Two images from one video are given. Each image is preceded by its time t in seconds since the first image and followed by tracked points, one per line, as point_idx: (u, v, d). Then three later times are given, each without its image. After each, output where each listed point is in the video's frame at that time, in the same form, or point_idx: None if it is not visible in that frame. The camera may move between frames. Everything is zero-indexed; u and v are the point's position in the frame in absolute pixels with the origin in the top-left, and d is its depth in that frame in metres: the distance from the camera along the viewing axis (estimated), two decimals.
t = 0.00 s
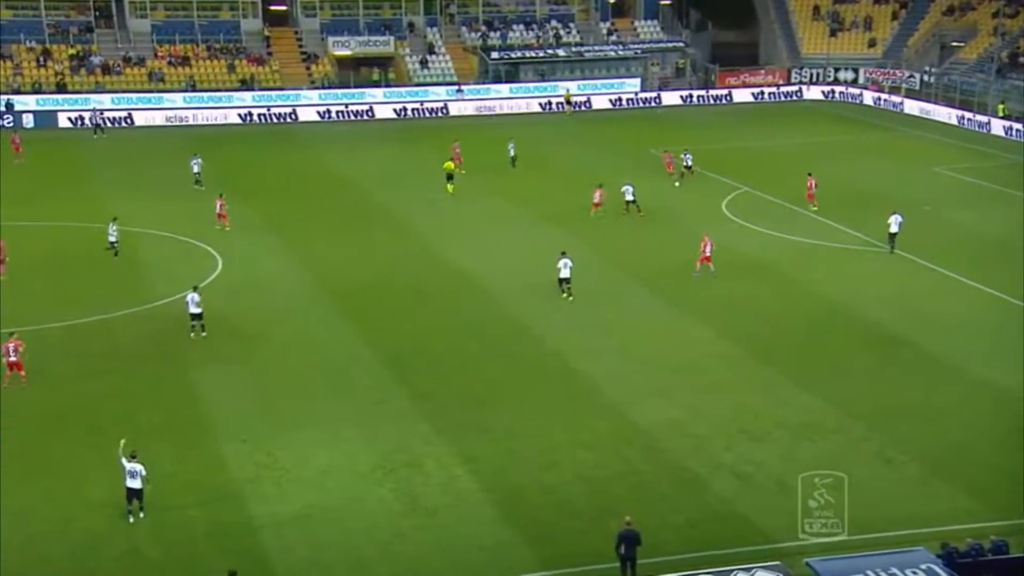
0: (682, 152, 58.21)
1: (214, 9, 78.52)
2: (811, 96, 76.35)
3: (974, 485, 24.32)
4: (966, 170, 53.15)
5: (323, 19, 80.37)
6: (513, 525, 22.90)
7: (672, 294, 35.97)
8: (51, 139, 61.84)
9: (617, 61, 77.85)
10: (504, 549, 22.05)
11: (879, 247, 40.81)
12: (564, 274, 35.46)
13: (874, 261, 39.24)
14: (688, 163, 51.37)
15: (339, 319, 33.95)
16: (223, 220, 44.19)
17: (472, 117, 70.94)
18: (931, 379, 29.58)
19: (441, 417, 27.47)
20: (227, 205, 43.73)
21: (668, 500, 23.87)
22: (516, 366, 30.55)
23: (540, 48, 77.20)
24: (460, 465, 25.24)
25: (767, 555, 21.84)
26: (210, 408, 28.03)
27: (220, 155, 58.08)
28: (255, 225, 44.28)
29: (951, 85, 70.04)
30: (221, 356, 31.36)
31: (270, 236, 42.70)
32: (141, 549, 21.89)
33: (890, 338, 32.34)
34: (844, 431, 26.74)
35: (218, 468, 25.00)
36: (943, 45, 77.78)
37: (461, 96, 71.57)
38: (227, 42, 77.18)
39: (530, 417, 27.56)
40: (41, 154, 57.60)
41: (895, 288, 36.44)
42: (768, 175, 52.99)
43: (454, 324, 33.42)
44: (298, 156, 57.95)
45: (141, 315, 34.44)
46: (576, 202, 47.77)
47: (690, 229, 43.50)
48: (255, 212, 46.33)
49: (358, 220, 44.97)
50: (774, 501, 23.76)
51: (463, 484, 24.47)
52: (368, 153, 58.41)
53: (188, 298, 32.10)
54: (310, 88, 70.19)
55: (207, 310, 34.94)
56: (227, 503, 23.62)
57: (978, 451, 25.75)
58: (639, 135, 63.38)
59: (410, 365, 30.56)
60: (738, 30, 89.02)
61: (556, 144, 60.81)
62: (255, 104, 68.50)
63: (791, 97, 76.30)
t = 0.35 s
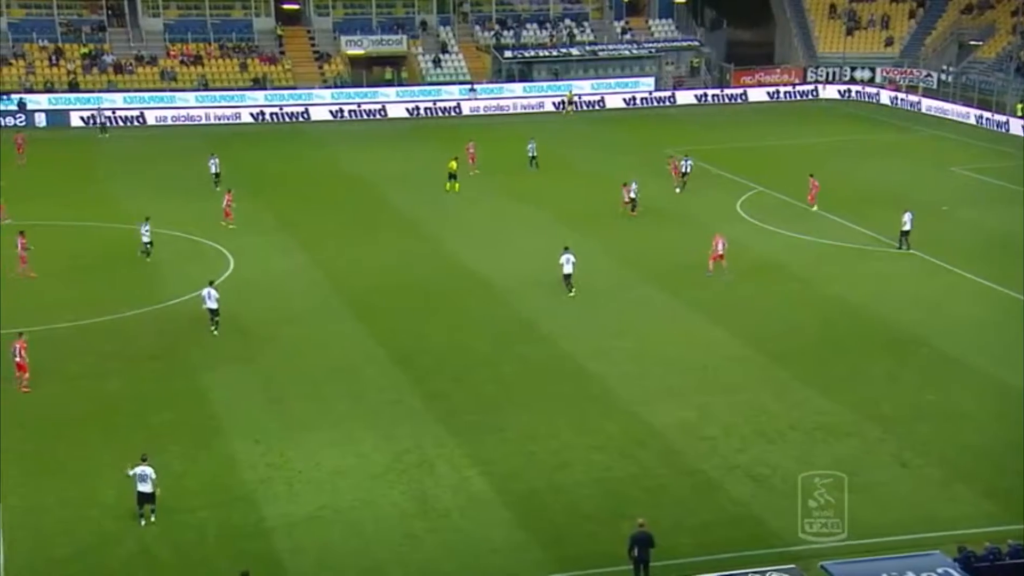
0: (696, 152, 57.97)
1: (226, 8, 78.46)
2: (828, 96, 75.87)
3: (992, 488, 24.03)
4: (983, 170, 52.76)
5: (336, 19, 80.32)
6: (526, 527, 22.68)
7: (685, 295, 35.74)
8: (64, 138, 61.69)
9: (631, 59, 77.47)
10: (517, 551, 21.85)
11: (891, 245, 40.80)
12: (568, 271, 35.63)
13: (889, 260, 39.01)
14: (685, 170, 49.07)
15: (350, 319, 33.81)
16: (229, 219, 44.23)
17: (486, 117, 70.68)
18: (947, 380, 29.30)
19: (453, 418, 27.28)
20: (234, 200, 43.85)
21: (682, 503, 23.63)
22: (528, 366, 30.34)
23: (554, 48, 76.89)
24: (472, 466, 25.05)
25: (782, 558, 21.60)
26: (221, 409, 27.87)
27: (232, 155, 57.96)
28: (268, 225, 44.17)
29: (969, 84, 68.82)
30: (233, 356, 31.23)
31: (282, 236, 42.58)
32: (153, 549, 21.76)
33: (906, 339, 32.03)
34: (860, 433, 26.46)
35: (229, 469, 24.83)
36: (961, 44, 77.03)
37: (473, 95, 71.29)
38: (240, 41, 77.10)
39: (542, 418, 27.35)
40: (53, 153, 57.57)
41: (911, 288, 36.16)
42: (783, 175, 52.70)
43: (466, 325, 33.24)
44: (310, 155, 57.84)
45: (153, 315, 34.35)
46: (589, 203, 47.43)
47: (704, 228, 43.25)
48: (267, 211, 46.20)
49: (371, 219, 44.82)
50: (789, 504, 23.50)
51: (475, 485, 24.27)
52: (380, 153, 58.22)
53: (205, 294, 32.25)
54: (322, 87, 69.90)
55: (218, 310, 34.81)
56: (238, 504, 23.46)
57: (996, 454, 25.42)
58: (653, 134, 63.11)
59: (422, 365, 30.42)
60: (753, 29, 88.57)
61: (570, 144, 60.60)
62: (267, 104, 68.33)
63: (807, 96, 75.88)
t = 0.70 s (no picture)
0: (702, 152, 57.82)
1: (231, 7, 78.38)
2: (835, 96, 75.66)
3: (1000, 490, 23.85)
4: (991, 170, 52.54)
5: (341, 18, 80.23)
6: (531, 528, 22.54)
7: (691, 295, 35.59)
8: (69, 138, 61.66)
9: (637, 59, 77.24)
10: (521, 553, 21.70)
11: (897, 245, 40.66)
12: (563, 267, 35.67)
13: (896, 261, 38.85)
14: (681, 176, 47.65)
15: (355, 320, 33.69)
16: (227, 217, 44.20)
17: (491, 117, 70.51)
18: (954, 381, 29.13)
19: (458, 419, 27.14)
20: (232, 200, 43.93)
21: (688, 504, 23.47)
22: (533, 367, 30.19)
23: (560, 48, 76.75)
24: (477, 468, 24.91)
25: (789, 561, 21.43)
26: (225, 409, 27.75)
27: (237, 155, 57.84)
28: (273, 225, 44.05)
29: (977, 84, 68.63)
30: (237, 356, 31.12)
31: (287, 236, 42.47)
32: (156, 550, 21.63)
33: (912, 340, 31.85)
34: (868, 434, 26.28)
35: (232, 470, 24.70)
36: (970, 43, 76.82)
37: (479, 95, 71.16)
38: (245, 41, 77.00)
39: (548, 419, 27.20)
40: (58, 153, 57.48)
41: (918, 288, 36.00)
42: (789, 175, 52.54)
43: (471, 325, 33.10)
44: (314, 155, 57.71)
45: (157, 315, 34.26)
46: (595, 203, 47.22)
47: (710, 229, 43.09)
48: (272, 211, 46.10)
49: (377, 220, 44.70)
50: (795, 507, 23.33)
51: (480, 487, 24.12)
52: (386, 153, 58.05)
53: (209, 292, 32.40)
54: (328, 87, 69.73)
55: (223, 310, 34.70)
56: (242, 505, 23.32)
57: (1004, 456, 25.24)
58: (659, 134, 62.93)
59: (427, 365, 30.29)
60: (759, 28, 88.28)
61: (576, 144, 60.47)
62: (272, 103, 68.22)
63: (815, 96, 75.65)
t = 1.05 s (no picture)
0: (700, 152, 57.77)
1: (228, 7, 78.16)
2: (832, 96, 75.65)
3: (999, 490, 23.80)
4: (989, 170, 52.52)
5: (337, 18, 80.08)
6: (530, 529, 22.45)
7: (690, 295, 35.54)
8: (65, 138, 61.49)
9: (634, 59, 77.13)
10: (520, 555, 21.61)
11: (895, 245, 40.60)
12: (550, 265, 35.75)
13: (894, 261, 38.81)
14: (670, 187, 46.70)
15: (353, 320, 33.59)
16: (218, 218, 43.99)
17: (489, 116, 70.40)
18: (953, 381, 29.08)
19: (456, 420, 27.06)
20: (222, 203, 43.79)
21: (687, 505, 23.40)
22: (531, 367, 30.11)
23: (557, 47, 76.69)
24: (475, 468, 24.83)
25: (789, 561, 21.36)
26: (223, 410, 27.66)
27: (234, 155, 57.69)
28: (271, 225, 43.97)
29: (975, 83, 68.73)
30: (235, 357, 31.02)
31: (285, 236, 42.37)
32: (154, 552, 21.53)
33: (911, 340, 31.80)
34: (867, 435, 26.23)
35: (230, 471, 24.59)
36: (967, 43, 77.25)
37: (476, 95, 71.08)
38: (242, 41, 76.87)
39: (546, 419, 27.12)
40: (54, 154, 57.32)
41: (916, 289, 35.96)
42: (787, 174, 52.51)
43: (470, 326, 33.02)
44: (311, 155, 57.59)
45: (155, 316, 34.17)
46: (593, 203, 47.14)
47: (709, 229, 43.04)
48: (269, 212, 46.01)
49: (375, 220, 44.63)
50: (794, 507, 23.26)
51: (479, 487, 24.04)
52: (383, 153, 57.95)
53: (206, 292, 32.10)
54: (325, 87, 69.66)
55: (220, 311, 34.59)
56: (240, 506, 23.22)
57: (1003, 456, 25.19)
58: (657, 134, 62.85)
59: (425, 366, 30.22)
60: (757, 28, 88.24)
61: (574, 143, 60.40)
62: (268, 103, 68.24)
63: (813, 96, 75.64)
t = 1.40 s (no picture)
0: (692, 152, 57.78)
1: (219, 6, 77.98)
2: (824, 96, 75.74)
3: (990, 490, 23.83)
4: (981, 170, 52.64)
5: (329, 17, 79.94)
6: (522, 530, 22.42)
7: (682, 295, 35.54)
8: (56, 138, 61.26)
9: (626, 58, 77.15)
10: (512, 555, 21.58)
11: (888, 246, 40.61)
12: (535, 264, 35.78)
13: (887, 261, 38.83)
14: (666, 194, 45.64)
15: (345, 321, 33.52)
16: (208, 219, 43.74)
17: (481, 116, 70.31)
18: (945, 381, 29.12)
19: (449, 420, 27.02)
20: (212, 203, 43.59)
21: (680, 505, 23.39)
22: (524, 367, 30.10)
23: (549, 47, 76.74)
24: (468, 468, 24.79)
25: (781, 561, 21.36)
26: (214, 410, 27.59)
27: (226, 155, 57.54)
28: (262, 225, 43.89)
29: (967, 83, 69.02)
30: (227, 357, 30.95)
31: (277, 236, 42.27)
32: (145, 553, 21.44)
33: (903, 340, 31.83)
34: (858, 434, 26.25)
35: (222, 472, 24.51)
36: (959, 43, 77.58)
37: (468, 95, 70.97)
38: (233, 41, 76.68)
39: (539, 420, 27.08)
40: (45, 154, 57.11)
41: (908, 288, 35.99)
42: (779, 174, 52.58)
43: (461, 326, 32.97)
44: (302, 155, 57.47)
45: (147, 316, 34.08)
46: (585, 203, 47.10)
47: (700, 229, 43.05)
48: (261, 212, 45.93)
49: (366, 220, 44.58)
50: (786, 507, 23.26)
51: (472, 488, 24.00)
52: (375, 153, 57.87)
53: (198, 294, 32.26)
54: (317, 87, 69.55)
55: (213, 311, 34.50)
56: (232, 507, 23.14)
57: (995, 456, 25.23)
58: (649, 134, 62.85)
59: (418, 366, 30.17)
60: (749, 28, 88.34)
61: (566, 143, 60.39)
62: (260, 103, 68.23)
63: (804, 96, 75.74)
